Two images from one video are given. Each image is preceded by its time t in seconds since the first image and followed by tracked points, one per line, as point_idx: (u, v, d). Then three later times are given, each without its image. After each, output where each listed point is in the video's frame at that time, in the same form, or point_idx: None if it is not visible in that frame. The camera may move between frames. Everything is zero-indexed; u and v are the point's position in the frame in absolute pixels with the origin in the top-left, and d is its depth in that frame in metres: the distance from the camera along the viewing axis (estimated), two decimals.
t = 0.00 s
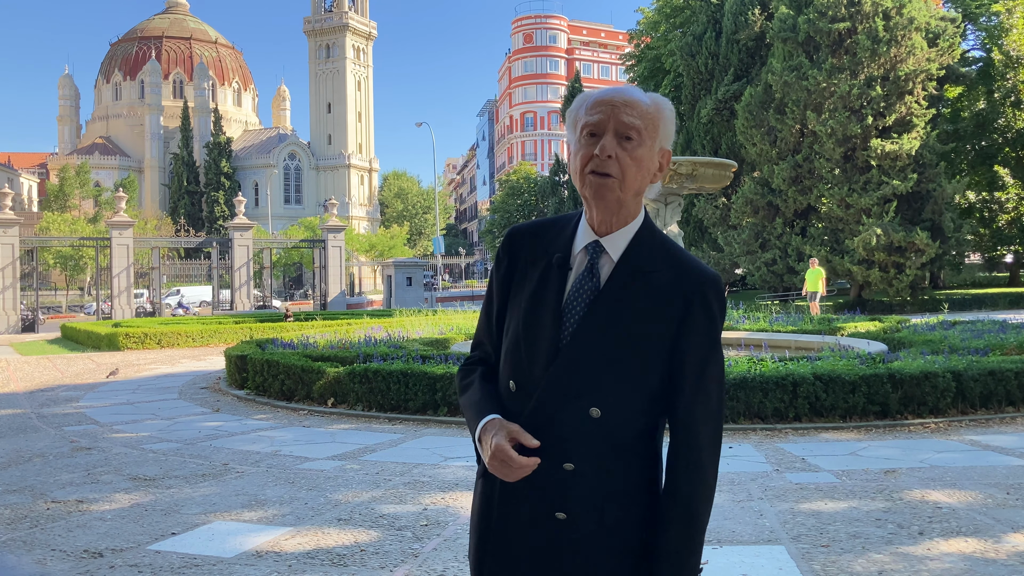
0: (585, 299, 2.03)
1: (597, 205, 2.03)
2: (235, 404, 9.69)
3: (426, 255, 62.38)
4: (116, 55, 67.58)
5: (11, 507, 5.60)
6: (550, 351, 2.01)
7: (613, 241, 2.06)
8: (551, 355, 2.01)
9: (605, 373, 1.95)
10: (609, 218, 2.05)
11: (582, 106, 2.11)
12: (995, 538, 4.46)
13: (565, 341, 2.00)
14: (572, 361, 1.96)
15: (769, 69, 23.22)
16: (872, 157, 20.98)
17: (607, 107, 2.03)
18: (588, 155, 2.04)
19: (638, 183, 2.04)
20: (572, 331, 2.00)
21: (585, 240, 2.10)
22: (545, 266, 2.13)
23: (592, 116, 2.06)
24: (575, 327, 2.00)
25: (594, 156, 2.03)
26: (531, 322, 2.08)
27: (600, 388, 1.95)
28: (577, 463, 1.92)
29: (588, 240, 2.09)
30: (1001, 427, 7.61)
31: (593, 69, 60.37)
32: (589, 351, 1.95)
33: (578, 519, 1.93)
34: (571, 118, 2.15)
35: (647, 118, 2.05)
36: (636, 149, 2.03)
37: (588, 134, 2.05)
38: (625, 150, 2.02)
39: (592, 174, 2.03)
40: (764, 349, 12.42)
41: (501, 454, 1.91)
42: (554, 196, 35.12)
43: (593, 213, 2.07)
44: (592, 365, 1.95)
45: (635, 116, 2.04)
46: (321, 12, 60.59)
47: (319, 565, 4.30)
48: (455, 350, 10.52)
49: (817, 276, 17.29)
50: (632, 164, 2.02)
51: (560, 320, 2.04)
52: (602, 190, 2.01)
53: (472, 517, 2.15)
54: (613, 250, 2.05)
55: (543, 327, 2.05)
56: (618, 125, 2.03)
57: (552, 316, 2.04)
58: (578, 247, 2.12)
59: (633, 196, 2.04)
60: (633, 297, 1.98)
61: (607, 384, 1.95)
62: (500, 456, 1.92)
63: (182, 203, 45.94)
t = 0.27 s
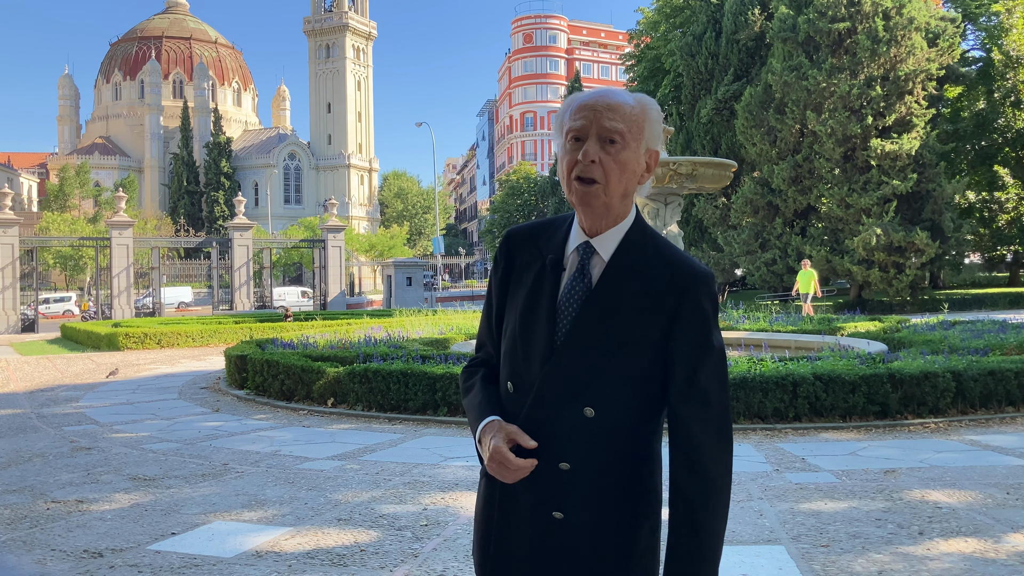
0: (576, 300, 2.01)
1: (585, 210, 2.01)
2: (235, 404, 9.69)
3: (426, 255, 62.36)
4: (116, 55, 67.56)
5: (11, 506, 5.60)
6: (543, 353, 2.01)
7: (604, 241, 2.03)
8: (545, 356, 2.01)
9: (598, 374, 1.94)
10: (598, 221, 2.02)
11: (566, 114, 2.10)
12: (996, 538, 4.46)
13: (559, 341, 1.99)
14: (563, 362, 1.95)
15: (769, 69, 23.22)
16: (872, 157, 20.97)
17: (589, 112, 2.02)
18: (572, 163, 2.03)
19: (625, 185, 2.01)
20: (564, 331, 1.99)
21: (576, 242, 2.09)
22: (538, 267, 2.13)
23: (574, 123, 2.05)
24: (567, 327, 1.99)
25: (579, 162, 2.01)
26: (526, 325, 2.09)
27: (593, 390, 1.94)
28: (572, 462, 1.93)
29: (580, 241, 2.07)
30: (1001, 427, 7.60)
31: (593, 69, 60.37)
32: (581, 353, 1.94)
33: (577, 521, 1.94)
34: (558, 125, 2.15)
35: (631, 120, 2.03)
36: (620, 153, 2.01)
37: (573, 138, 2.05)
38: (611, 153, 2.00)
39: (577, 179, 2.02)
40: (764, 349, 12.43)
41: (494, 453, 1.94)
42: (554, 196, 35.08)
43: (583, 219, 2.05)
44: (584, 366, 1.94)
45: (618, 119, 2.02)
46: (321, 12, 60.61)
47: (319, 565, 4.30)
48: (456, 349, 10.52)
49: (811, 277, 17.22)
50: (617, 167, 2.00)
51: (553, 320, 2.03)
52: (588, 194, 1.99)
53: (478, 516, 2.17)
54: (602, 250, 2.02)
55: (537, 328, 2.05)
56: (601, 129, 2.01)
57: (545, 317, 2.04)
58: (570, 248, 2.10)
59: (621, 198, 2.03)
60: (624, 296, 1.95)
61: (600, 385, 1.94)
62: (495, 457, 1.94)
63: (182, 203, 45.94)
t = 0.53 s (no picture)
0: (563, 294, 2.03)
1: (567, 208, 2.04)
2: (235, 404, 9.68)
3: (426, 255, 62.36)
4: (115, 55, 67.56)
5: (10, 507, 5.60)
6: (534, 347, 2.02)
7: (587, 237, 2.05)
8: (535, 351, 2.01)
9: (589, 366, 1.95)
10: (581, 219, 2.05)
11: (546, 113, 2.11)
12: (996, 538, 4.46)
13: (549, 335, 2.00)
14: (555, 354, 1.96)
15: (769, 69, 23.21)
16: (871, 157, 20.98)
17: (566, 113, 2.03)
18: (553, 162, 2.05)
19: (604, 181, 2.03)
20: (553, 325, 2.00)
21: (561, 238, 2.11)
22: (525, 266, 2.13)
23: (552, 123, 2.06)
24: (556, 322, 2.00)
25: (558, 160, 2.03)
26: (515, 323, 2.09)
27: (584, 381, 1.95)
28: (566, 452, 1.93)
29: (564, 237, 2.10)
30: (1001, 427, 7.60)
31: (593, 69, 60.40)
32: (570, 345, 1.95)
33: (573, 512, 1.93)
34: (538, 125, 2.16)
35: (607, 120, 2.04)
36: (598, 150, 2.02)
37: (551, 139, 2.06)
38: (588, 151, 2.02)
39: (559, 177, 2.04)
40: (764, 349, 12.44)
41: (484, 447, 1.95)
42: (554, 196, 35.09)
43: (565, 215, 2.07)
44: (577, 357, 1.95)
45: (594, 118, 2.02)
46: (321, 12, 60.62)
47: (319, 565, 4.30)
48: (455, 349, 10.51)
49: (802, 277, 17.02)
50: (595, 166, 2.01)
51: (543, 316, 2.03)
52: (568, 192, 2.02)
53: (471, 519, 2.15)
54: (585, 246, 2.04)
55: (527, 325, 2.06)
56: (578, 128, 2.02)
57: (535, 313, 2.04)
58: (556, 246, 2.11)
59: (601, 196, 2.04)
60: (611, 288, 1.97)
61: (591, 376, 1.95)
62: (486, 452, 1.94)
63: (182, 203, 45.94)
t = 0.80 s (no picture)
0: (539, 284, 2.09)
1: (536, 198, 2.13)
2: (237, 404, 9.69)
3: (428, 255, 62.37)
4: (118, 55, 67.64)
5: (11, 506, 5.59)
6: (514, 338, 2.07)
7: (557, 229, 2.14)
8: (515, 341, 2.06)
9: (569, 351, 2.01)
10: (551, 210, 2.14)
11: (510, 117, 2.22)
12: (998, 539, 4.45)
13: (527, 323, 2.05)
14: (536, 341, 2.02)
15: (771, 70, 23.20)
16: (873, 157, 20.97)
17: (528, 111, 2.13)
18: (519, 155, 2.14)
19: (570, 171, 2.12)
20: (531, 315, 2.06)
21: (533, 235, 2.18)
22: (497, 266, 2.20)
23: (517, 122, 2.17)
24: (532, 312, 2.06)
25: (524, 154, 2.13)
26: (493, 318, 2.14)
27: (561, 364, 2.01)
28: (548, 435, 1.98)
29: (535, 234, 2.18)
30: (1004, 428, 7.59)
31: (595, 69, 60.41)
32: (547, 331, 2.02)
33: (557, 494, 1.96)
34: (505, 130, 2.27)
35: (568, 116, 2.15)
36: (560, 142, 2.12)
37: (516, 137, 2.16)
38: (552, 143, 2.11)
39: (526, 170, 2.13)
40: (766, 350, 12.43)
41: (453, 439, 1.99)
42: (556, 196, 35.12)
43: (535, 208, 2.16)
44: (555, 340, 2.01)
45: (555, 114, 2.13)
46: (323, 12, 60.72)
47: (320, 565, 4.30)
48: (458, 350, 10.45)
49: (794, 277, 17.29)
50: (559, 155, 2.11)
51: (517, 309, 2.10)
52: (537, 182, 2.11)
53: (454, 518, 2.15)
54: (558, 240, 2.12)
55: (506, 318, 2.10)
56: (540, 124, 2.12)
57: (511, 306, 2.10)
58: (527, 244, 2.20)
59: (568, 185, 2.13)
60: (583, 277, 2.05)
61: (569, 362, 2.01)
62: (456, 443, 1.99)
63: (184, 203, 45.98)
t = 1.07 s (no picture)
0: (515, 286, 2.14)
1: (504, 201, 2.19)
2: (241, 404, 9.71)
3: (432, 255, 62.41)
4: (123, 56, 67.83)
5: (16, 506, 5.61)
6: (496, 341, 2.10)
7: (524, 231, 2.20)
8: (497, 343, 2.09)
9: (549, 349, 2.06)
10: (518, 212, 2.20)
11: (473, 125, 2.27)
12: (1003, 540, 4.44)
13: (510, 324, 2.09)
14: (518, 340, 2.07)
15: (775, 69, 23.13)
16: (878, 157, 20.91)
17: (494, 117, 2.20)
18: (486, 160, 2.19)
19: (535, 175, 2.20)
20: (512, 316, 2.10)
21: (501, 239, 2.23)
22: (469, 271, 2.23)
23: (483, 127, 2.22)
24: (512, 312, 2.10)
25: (492, 159, 2.18)
26: (470, 323, 2.16)
27: (543, 362, 2.06)
28: (537, 431, 2.02)
29: (503, 237, 2.23)
30: (1008, 428, 7.57)
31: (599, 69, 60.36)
32: (525, 330, 2.07)
33: (549, 488, 2.01)
34: (467, 138, 2.32)
35: (532, 123, 2.23)
36: (526, 147, 2.20)
37: (483, 142, 2.22)
38: (518, 148, 2.18)
39: (494, 173, 2.19)
40: (770, 349, 12.41)
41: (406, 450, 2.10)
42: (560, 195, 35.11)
43: (502, 211, 2.22)
44: (538, 339, 2.07)
45: (519, 120, 2.20)
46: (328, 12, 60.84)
47: (324, 564, 4.30)
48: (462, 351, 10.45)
49: (788, 277, 17.26)
50: (526, 160, 2.18)
51: (494, 312, 2.14)
52: (505, 184, 2.17)
53: (439, 528, 2.15)
54: (528, 242, 2.18)
55: (486, 322, 2.13)
56: (506, 129, 2.19)
57: (488, 310, 2.14)
58: (496, 248, 2.24)
59: (533, 189, 2.21)
60: (558, 276, 2.11)
61: (550, 359, 2.07)
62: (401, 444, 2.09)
63: (188, 203, 46.09)
